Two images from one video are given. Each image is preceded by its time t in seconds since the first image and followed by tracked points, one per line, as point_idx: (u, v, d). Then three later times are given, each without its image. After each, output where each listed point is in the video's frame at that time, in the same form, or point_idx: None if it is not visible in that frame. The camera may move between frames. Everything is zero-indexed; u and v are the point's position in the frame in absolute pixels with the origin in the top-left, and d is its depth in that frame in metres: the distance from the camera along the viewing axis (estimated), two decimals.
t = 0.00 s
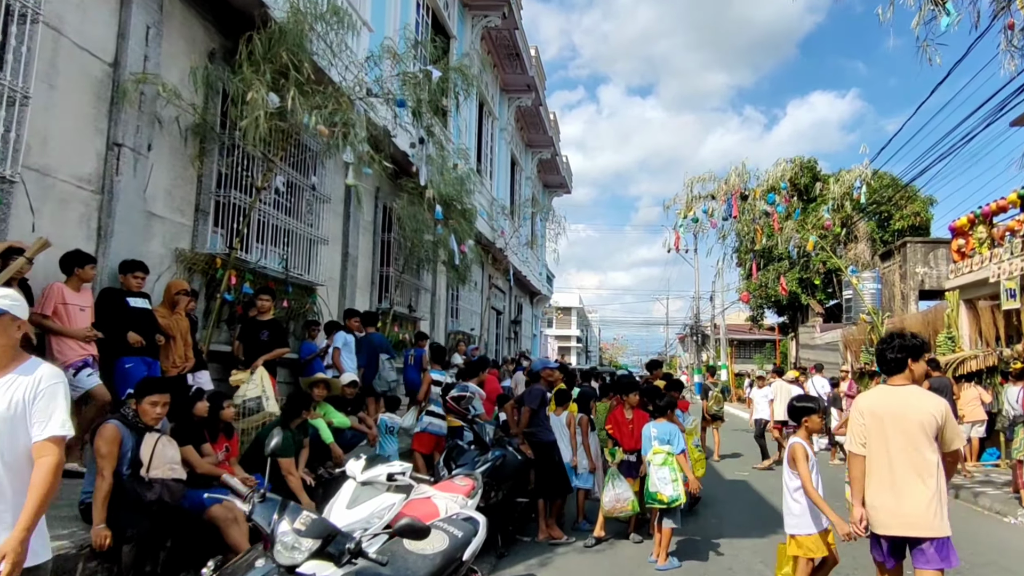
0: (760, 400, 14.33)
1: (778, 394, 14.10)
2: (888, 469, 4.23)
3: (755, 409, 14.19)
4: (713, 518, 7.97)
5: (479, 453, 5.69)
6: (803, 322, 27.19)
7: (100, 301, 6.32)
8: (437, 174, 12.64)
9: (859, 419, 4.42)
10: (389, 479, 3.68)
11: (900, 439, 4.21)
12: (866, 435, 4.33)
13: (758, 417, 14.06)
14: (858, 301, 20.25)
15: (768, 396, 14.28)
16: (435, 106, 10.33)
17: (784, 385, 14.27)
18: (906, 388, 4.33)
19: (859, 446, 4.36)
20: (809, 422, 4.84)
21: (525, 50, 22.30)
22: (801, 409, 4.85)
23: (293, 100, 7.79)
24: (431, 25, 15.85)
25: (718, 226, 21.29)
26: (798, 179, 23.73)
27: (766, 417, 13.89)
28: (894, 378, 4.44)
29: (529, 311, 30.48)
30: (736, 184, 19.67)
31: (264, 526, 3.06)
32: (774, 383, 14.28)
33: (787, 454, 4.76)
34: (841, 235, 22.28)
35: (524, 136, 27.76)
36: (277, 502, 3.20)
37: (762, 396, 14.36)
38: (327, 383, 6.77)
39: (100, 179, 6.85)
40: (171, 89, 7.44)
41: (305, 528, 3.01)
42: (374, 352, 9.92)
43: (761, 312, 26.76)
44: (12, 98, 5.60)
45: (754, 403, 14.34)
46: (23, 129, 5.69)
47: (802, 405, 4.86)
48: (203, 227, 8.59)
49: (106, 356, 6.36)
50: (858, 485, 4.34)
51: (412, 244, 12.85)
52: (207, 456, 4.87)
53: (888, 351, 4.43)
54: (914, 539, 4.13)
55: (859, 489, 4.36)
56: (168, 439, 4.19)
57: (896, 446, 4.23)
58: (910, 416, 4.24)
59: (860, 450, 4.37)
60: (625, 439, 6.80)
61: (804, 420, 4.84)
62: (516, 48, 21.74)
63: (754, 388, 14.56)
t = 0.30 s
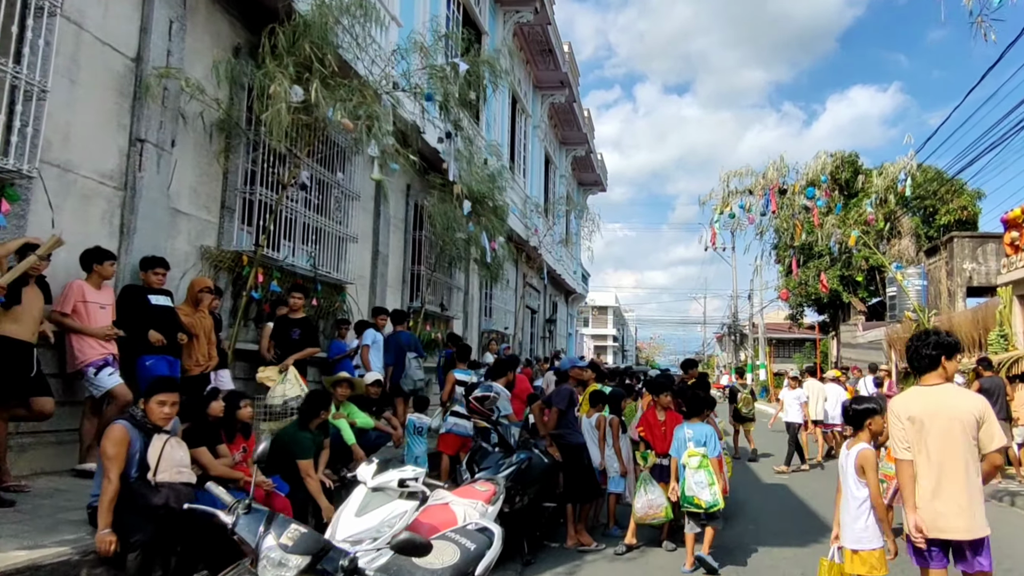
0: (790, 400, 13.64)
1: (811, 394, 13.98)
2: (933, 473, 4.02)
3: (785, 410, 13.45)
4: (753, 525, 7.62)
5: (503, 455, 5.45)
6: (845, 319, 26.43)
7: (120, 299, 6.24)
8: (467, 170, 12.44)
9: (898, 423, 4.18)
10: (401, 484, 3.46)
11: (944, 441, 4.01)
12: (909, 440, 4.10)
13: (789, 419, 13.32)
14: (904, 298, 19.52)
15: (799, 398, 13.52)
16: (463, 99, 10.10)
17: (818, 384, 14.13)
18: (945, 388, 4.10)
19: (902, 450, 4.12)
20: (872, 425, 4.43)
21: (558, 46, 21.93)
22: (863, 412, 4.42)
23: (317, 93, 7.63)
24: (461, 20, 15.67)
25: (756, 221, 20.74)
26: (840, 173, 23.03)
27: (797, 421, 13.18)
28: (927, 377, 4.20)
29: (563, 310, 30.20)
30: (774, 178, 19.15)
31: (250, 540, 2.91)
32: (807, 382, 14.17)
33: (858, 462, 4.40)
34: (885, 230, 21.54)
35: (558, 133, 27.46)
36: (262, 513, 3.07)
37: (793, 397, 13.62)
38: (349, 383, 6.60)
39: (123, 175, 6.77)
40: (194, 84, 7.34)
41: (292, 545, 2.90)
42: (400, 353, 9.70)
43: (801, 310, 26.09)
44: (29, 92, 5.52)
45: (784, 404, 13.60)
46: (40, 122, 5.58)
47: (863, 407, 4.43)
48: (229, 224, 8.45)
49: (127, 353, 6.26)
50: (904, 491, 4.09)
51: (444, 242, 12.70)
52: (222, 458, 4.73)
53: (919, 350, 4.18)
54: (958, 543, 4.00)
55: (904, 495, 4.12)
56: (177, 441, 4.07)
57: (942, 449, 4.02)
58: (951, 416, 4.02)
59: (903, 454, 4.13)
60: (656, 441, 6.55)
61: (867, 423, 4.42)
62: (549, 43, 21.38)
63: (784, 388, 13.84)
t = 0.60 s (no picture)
0: (818, 400, 12.96)
1: (839, 394, 13.82)
2: (994, 474, 3.69)
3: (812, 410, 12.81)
4: (791, 533, 7.20)
5: (520, 460, 5.18)
6: (888, 317, 25.58)
7: (132, 294, 6.09)
8: (492, 164, 12.15)
9: (953, 419, 3.79)
10: (399, 493, 3.21)
11: (1006, 440, 3.69)
12: (972, 438, 3.72)
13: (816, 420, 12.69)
14: (950, 294, 18.73)
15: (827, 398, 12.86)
16: (486, 90, 9.81)
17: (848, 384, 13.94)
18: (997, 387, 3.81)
19: (963, 450, 3.72)
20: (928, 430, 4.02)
21: (589, 40, 21.49)
22: (913, 417, 4.03)
23: (332, 82, 7.41)
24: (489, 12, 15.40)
25: (794, 216, 20.11)
26: (882, 165, 22.23)
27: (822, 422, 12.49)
28: (971, 376, 3.92)
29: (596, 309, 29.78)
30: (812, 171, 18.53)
31: (204, 559, 3.12)
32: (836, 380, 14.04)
33: (935, 468, 3.94)
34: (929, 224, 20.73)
35: (590, 130, 27.07)
36: (223, 528, 3.30)
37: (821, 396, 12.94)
38: (365, 383, 6.35)
39: (136, 170, 6.64)
40: (208, 76, 7.18)
41: (248, 566, 3.16)
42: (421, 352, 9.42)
43: (840, 307, 25.30)
44: (33, 83, 5.41)
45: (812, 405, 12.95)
46: (45, 114, 5.47)
47: (909, 412, 4.05)
48: (248, 220, 8.26)
49: (139, 350, 6.12)
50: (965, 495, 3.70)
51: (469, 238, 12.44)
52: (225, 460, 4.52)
53: (974, 349, 3.87)
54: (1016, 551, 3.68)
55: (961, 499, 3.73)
56: (173, 442, 3.85)
57: (1002, 449, 3.69)
58: (1010, 414, 3.71)
59: (963, 454, 3.73)
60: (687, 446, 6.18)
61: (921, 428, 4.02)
62: (580, 37, 20.95)
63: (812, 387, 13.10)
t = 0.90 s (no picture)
0: (839, 401, 12.30)
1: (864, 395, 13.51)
2: None
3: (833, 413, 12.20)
4: (822, 541, 6.85)
5: (534, 464, 4.97)
6: (923, 316, 24.84)
7: (137, 292, 5.94)
8: (512, 160, 11.88)
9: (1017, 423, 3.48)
10: (392, 502, 3.00)
11: None
12: None
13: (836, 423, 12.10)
14: (989, 291, 18.06)
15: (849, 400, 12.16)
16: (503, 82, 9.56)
17: (873, 384, 13.55)
18: None
19: None
20: (978, 440, 3.60)
21: (614, 35, 21.11)
22: (965, 424, 3.61)
23: (343, 71, 7.20)
24: (511, 6, 15.14)
25: (825, 211, 19.55)
26: (917, 159, 21.55)
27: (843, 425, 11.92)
28: None
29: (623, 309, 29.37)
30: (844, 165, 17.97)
31: None
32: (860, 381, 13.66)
33: (987, 486, 3.48)
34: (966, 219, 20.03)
35: (616, 127, 26.69)
36: (167, 550, 3.18)
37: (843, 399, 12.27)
38: (377, 384, 6.09)
39: (143, 165, 6.51)
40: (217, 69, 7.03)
41: None
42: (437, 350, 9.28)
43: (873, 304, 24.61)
44: (32, 75, 5.32)
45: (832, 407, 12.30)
46: (44, 106, 5.36)
47: (966, 418, 3.62)
48: (261, 217, 8.09)
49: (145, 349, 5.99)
50: None
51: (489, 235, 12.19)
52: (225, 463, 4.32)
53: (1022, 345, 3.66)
54: None
55: None
56: (162, 445, 3.67)
57: None
58: None
59: None
60: (711, 450, 5.88)
61: (973, 439, 3.59)
62: (605, 32, 20.56)
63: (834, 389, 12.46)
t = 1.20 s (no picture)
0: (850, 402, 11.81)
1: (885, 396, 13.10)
2: None
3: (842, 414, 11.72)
4: (847, 550, 6.49)
5: (539, 469, 4.71)
6: (951, 315, 24.17)
7: (133, 288, 5.72)
8: (524, 155, 11.60)
9: None
10: (373, 514, 2.84)
11: None
12: None
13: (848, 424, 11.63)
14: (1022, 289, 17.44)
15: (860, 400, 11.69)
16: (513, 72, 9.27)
17: (895, 385, 13.11)
18: None
19: None
20: None
21: (632, 30, 20.74)
22: None
23: (343, 60, 6.96)
24: None
25: (849, 207, 19.04)
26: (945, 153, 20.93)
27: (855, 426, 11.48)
28: None
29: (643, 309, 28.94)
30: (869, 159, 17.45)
31: None
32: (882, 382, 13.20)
33: None
34: (997, 215, 19.39)
35: (635, 124, 26.30)
36: None
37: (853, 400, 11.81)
38: (377, 384, 5.88)
39: (140, 158, 6.32)
40: (217, 59, 6.83)
41: None
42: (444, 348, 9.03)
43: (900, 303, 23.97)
44: (18, 62, 5.16)
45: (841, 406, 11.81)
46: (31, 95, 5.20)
47: None
48: (264, 212, 7.88)
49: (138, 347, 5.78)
50: None
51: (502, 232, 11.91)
52: (211, 468, 4.09)
53: None
54: None
55: None
56: (138, 449, 3.42)
57: None
58: None
59: None
60: (732, 456, 5.54)
61: None
62: (623, 27, 20.19)
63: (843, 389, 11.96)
